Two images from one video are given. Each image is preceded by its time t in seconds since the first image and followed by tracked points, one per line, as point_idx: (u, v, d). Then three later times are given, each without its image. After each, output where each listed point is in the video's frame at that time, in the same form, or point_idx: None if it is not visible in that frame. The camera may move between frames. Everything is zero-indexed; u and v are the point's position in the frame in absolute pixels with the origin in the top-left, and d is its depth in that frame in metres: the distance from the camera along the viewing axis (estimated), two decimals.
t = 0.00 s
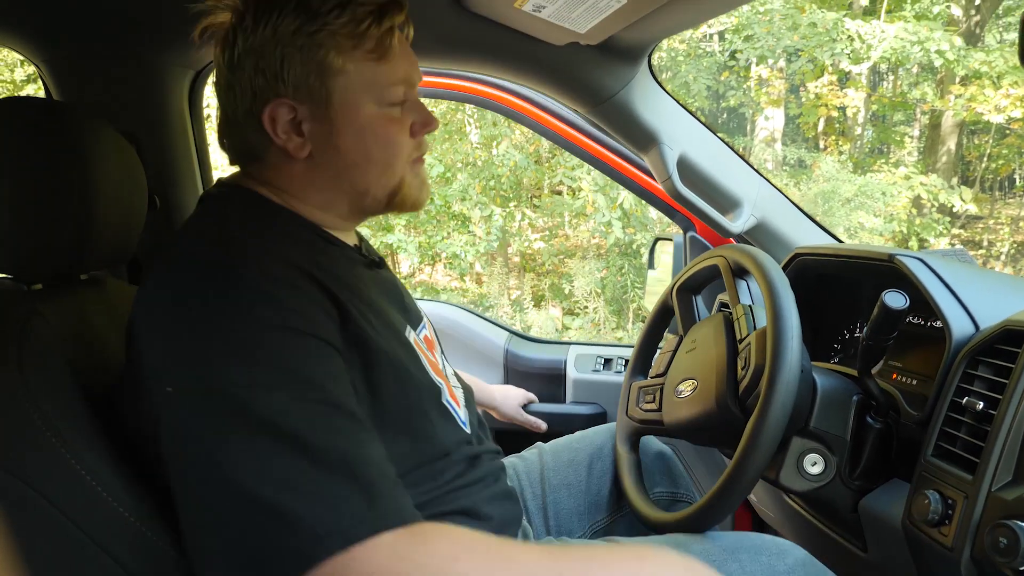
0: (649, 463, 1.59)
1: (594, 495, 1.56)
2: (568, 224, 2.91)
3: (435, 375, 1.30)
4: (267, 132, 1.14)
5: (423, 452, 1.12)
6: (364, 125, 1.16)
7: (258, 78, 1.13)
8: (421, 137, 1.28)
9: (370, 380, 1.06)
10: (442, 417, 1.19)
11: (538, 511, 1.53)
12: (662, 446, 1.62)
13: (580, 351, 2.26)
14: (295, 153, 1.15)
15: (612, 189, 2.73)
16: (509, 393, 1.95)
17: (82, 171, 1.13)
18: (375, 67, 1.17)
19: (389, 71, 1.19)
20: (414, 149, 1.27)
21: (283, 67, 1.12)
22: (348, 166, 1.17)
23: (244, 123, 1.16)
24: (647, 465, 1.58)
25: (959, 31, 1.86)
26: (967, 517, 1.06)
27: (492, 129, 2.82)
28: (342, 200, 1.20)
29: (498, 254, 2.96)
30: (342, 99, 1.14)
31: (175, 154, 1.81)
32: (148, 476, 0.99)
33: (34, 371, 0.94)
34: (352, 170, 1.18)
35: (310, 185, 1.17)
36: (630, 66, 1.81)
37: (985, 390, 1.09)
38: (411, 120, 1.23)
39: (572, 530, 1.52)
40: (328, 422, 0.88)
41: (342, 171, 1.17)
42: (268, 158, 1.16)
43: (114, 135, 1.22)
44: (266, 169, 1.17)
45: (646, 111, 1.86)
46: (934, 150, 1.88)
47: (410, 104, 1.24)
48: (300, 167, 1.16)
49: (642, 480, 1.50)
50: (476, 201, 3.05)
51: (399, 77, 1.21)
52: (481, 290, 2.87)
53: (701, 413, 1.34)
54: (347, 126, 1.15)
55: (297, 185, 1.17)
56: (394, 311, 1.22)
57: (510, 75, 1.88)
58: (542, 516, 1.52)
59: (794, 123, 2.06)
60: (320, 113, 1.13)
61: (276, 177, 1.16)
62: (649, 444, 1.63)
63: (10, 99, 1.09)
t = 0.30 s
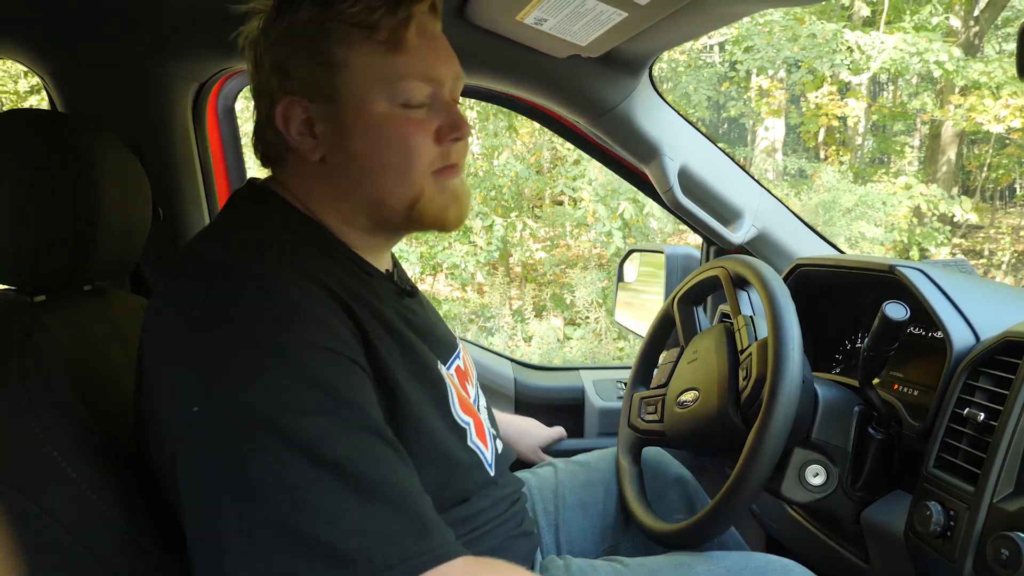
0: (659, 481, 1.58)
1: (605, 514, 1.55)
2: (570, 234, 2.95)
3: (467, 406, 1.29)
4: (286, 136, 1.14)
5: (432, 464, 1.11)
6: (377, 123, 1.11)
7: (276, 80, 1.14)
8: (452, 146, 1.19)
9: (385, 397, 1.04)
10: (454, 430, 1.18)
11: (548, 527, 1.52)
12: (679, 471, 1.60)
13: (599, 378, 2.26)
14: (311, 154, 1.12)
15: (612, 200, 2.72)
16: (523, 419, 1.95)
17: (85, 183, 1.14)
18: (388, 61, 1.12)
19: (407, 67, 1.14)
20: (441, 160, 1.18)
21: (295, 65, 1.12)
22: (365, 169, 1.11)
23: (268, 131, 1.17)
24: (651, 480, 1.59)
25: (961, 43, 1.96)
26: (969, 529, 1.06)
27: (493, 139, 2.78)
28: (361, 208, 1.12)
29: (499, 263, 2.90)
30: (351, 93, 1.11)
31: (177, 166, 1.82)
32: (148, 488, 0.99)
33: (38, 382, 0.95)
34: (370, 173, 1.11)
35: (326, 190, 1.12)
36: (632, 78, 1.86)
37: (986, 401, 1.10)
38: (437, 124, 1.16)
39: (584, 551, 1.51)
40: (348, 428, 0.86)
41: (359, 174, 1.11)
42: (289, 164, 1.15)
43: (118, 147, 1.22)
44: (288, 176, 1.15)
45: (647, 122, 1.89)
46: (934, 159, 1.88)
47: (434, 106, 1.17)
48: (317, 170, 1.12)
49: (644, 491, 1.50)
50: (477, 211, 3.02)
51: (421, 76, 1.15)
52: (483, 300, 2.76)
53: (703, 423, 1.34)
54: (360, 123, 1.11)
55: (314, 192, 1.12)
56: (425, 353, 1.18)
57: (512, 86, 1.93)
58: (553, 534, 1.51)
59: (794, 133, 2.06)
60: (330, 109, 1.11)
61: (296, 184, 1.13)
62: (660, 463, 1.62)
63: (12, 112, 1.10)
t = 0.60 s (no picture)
0: (660, 501, 1.57)
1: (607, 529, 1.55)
2: (570, 247, 2.91)
3: (434, 405, 1.30)
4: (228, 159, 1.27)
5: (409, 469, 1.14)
6: (278, 145, 1.19)
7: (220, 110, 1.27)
8: (356, 169, 1.21)
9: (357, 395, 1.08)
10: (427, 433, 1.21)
11: (551, 543, 1.52)
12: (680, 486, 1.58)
13: (609, 397, 2.25)
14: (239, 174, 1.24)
15: (611, 212, 2.73)
16: (536, 434, 1.94)
17: (83, 198, 1.15)
18: (290, 86, 1.19)
19: (310, 92, 1.20)
20: (343, 182, 1.21)
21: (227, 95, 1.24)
22: (271, 188, 1.19)
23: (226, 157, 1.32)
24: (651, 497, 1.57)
25: (956, 55, 1.96)
26: (969, 541, 1.06)
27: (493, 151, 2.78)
28: (268, 225, 1.18)
29: (499, 276, 2.92)
30: (260, 118, 1.20)
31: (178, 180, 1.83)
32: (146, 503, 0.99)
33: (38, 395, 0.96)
34: (272, 192, 1.19)
35: (244, 206, 1.21)
36: (629, 92, 1.89)
37: (985, 413, 1.09)
38: (342, 150, 1.21)
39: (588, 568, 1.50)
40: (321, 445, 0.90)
41: (263, 193, 1.20)
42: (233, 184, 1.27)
43: (117, 162, 1.23)
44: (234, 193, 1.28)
45: (645, 135, 1.92)
46: (934, 171, 1.87)
47: (341, 129, 1.22)
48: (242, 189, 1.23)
49: (644, 504, 1.50)
50: (477, 224, 3.05)
51: (326, 100, 1.21)
52: (483, 312, 2.82)
53: (702, 436, 1.34)
54: (266, 145, 1.20)
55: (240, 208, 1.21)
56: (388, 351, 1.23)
57: (512, 101, 1.99)
58: (555, 550, 1.52)
59: (795, 145, 2.06)
60: (247, 132, 1.21)
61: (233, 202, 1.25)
62: (662, 481, 1.60)
63: (11, 129, 1.11)
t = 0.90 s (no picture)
0: (662, 517, 1.58)
1: (608, 537, 1.55)
2: (571, 253, 2.92)
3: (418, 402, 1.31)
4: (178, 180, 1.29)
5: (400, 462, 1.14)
6: (224, 154, 1.21)
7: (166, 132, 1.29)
8: (301, 169, 1.22)
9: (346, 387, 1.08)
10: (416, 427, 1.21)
11: (561, 544, 1.52)
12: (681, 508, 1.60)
13: (610, 405, 2.25)
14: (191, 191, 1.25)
15: (612, 219, 2.70)
16: (526, 447, 1.93)
17: (79, 208, 1.14)
18: (228, 95, 1.21)
19: (248, 99, 1.22)
20: (289, 184, 1.22)
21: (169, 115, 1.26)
22: (221, 199, 1.20)
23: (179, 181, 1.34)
24: (655, 508, 1.58)
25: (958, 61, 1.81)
26: (975, 551, 1.05)
27: (494, 158, 2.76)
28: (221, 237, 1.20)
29: (501, 283, 2.92)
30: (203, 132, 1.22)
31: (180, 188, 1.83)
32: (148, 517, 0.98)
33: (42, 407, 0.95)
34: (222, 202, 1.20)
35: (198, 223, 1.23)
36: (631, 100, 1.89)
37: (991, 422, 1.09)
38: (287, 152, 1.23)
39: None
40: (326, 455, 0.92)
41: (214, 206, 1.21)
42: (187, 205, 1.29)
43: (112, 170, 1.22)
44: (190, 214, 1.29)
45: (647, 143, 1.92)
46: (935, 176, 1.82)
47: (283, 132, 1.24)
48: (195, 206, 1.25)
49: (647, 512, 1.50)
50: (478, 230, 2.96)
51: (267, 106, 1.23)
52: (484, 319, 2.82)
53: (706, 444, 1.34)
54: (212, 157, 1.21)
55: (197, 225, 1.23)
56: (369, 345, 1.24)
57: (512, 108, 1.99)
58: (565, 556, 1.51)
59: (796, 151, 2.07)
60: (195, 148, 1.23)
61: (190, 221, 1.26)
62: (665, 497, 1.61)
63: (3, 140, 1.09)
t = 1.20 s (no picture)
0: (673, 519, 1.58)
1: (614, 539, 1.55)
2: (575, 256, 2.89)
3: (429, 424, 1.27)
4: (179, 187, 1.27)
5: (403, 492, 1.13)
6: (221, 160, 1.19)
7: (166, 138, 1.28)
8: (305, 177, 1.20)
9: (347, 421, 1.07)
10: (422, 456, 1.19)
11: (573, 552, 1.52)
12: (690, 510, 1.60)
13: (614, 407, 2.25)
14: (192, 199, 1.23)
15: (617, 220, 2.70)
16: (536, 453, 1.94)
17: (84, 209, 1.15)
18: (227, 101, 1.19)
19: (247, 104, 1.20)
20: (292, 193, 1.19)
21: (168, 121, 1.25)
22: (221, 207, 1.18)
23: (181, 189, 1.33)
24: (666, 511, 1.57)
25: (962, 63, 1.80)
26: (981, 554, 1.05)
27: (498, 160, 2.75)
28: (223, 245, 1.17)
29: (505, 286, 2.93)
30: (200, 138, 1.20)
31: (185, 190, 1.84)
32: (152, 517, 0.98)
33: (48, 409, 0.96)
34: (222, 210, 1.18)
35: (200, 231, 1.20)
36: (634, 103, 1.92)
37: (997, 425, 1.09)
38: (287, 158, 1.20)
39: None
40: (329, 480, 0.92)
41: (215, 214, 1.19)
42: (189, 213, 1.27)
43: (117, 172, 1.23)
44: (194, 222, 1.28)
45: (651, 146, 1.95)
46: (940, 178, 1.78)
47: (285, 139, 1.22)
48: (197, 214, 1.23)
49: (652, 515, 1.49)
50: (482, 233, 3.00)
51: (268, 111, 1.21)
52: (488, 322, 2.82)
53: (710, 446, 1.34)
54: (210, 163, 1.19)
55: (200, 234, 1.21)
56: (374, 365, 1.23)
57: (516, 111, 2.01)
58: (577, 559, 1.51)
59: (800, 153, 2.00)
60: (193, 155, 1.21)
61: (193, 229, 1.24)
62: (677, 500, 1.61)
63: (10, 143, 1.11)
